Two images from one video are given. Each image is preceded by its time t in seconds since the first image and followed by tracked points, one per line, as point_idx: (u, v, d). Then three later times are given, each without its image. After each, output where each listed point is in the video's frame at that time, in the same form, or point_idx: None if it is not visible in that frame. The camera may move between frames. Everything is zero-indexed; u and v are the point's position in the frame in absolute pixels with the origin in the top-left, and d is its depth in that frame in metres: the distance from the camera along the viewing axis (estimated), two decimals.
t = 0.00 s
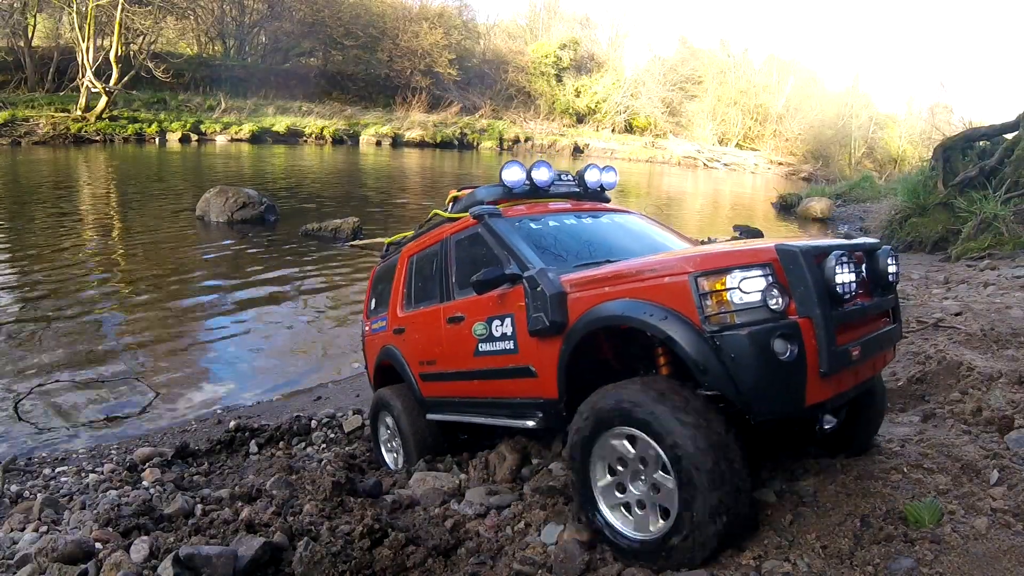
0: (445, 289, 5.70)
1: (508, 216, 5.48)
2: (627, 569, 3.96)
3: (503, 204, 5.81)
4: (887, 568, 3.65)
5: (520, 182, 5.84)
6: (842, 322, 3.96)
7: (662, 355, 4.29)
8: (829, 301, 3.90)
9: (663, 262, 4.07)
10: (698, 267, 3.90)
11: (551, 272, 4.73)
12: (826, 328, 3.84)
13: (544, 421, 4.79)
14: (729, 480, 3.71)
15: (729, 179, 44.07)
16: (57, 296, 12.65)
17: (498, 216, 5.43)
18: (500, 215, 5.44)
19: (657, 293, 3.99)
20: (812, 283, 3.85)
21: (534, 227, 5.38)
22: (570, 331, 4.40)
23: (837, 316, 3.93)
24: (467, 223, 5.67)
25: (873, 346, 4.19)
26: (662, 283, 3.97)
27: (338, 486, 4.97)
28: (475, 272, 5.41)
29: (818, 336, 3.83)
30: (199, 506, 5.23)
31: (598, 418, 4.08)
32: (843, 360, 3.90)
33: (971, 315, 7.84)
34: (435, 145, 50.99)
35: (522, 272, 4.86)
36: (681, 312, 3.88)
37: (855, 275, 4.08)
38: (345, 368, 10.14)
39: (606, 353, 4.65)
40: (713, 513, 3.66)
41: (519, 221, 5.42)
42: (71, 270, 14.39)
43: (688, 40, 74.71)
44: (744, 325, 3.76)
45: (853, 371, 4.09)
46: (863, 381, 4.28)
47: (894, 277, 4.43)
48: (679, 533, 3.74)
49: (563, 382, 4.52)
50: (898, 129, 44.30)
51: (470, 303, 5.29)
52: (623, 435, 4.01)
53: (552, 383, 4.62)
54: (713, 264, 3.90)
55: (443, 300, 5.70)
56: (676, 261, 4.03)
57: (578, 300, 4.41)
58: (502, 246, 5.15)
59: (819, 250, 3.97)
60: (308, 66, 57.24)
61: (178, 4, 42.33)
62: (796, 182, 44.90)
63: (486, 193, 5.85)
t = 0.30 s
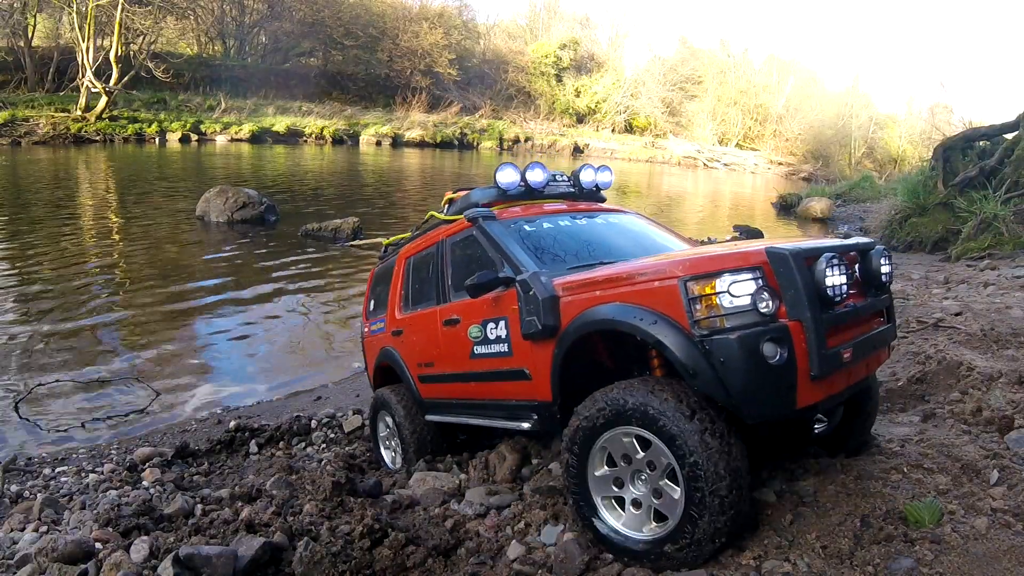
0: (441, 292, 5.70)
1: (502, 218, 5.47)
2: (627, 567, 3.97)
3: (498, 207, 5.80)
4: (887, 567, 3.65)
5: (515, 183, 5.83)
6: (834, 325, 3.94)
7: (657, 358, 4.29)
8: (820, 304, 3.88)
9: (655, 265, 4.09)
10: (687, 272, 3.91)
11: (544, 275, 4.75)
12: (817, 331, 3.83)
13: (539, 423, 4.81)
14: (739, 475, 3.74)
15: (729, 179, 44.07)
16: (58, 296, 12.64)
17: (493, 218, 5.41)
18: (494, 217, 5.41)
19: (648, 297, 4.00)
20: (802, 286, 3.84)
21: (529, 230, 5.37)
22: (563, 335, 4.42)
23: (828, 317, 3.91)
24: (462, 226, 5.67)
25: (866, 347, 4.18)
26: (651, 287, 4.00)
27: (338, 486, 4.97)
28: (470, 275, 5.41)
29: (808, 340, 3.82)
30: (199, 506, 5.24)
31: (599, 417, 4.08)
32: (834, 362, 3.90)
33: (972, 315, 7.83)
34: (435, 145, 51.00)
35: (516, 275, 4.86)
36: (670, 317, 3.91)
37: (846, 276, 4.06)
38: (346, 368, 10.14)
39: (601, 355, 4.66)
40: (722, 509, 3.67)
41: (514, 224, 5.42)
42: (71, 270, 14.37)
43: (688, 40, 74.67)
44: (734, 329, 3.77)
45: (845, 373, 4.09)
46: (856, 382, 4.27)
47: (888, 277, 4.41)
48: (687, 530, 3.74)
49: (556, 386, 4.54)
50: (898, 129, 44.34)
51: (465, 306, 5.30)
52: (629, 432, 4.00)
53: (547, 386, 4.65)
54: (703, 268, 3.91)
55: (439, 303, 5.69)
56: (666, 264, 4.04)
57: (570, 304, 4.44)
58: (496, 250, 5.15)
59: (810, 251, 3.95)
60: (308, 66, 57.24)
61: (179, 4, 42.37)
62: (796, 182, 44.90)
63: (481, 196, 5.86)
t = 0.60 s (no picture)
0: (441, 292, 5.70)
1: (502, 218, 5.47)
2: (628, 568, 3.96)
3: (497, 207, 5.80)
4: (886, 567, 3.65)
5: (514, 183, 5.83)
6: (834, 324, 3.94)
7: (656, 358, 4.28)
8: (820, 304, 3.88)
9: (654, 265, 4.09)
10: (687, 271, 3.91)
11: (544, 275, 4.76)
12: (818, 332, 3.83)
13: (539, 423, 4.81)
14: (739, 477, 3.73)
15: (729, 179, 44.07)
16: (58, 297, 12.65)
17: (493, 218, 5.41)
18: (495, 217, 5.41)
19: (648, 297, 4.01)
20: (803, 287, 3.83)
21: (529, 230, 5.37)
22: (563, 335, 4.42)
23: (829, 317, 3.91)
24: (462, 225, 5.67)
25: (867, 347, 4.20)
26: (651, 287, 4.00)
27: (338, 487, 4.97)
28: (470, 275, 5.42)
29: (807, 340, 3.82)
30: (199, 506, 5.23)
31: (600, 417, 4.08)
32: (835, 362, 3.90)
33: (971, 315, 7.84)
34: (435, 145, 51.00)
35: (516, 275, 4.86)
36: (669, 316, 3.91)
37: (846, 276, 4.06)
38: (345, 368, 10.14)
39: (601, 355, 4.66)
40: (722, 509, 3.67)
41: (515, 224, 5.43)
42: (70, 271, 14.36)
43: (688, 40, 74.61)
44: (733, 329, 3.77)
45: (845, 373, 4.09)
46: (855, 383, 4.29)
47: (887, 278, 4.42)
48: (687, 530, 3.75)
49: (556, 386, 4.54)
50: (898, 129, 44.40)
51: (464, 306, 5.30)
52: (629, 433, 4.00)
53: (546, 387, 4.65)
54: (704, 268, 3.91)
55: (439, 303, 5.69)
56: (666, 264, 4.04)
57: (570, 303, 4.44)
58: (496, 250, 5.15)
59: (810, 251, 3.95)
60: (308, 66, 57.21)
61: (178, 4, 42.33)
62: (796, 182, 44.91)
63: (481, 196, 5.86)
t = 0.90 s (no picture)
0: (441, 292, 5.70)
1: (502, 218, 5.46)
2: (628, 568, 3.97)
3: (496, 207, 5.80)
4: (887, 567, 3.65)
5: (515, 184, 5.82)
6: (835, 324, 3.94)
7: (656, 359, 4.28)
8: (820, 304, 3.88)
9: (654, 265, 4.09)
10: (687, 271, 3.91)
11: (544, 274, 4.77)
12: (821, 330, 3.84)
13: (539, 424, 4.81)
14: (740, 479, 3.73)
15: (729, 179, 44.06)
16: (59, 297, 12.65)
17: (493, 218, 5.41)
18: (495, 217, 5.41)
19: (648, 297, 4.01)
20: (804, 287, 3.83)
21: (529, 229, 5.37)
22: (563, 335, 4.42)
23: (828, 317, 3.91)
24: (462, 225, 5.67)
25: (868, 347, 4.20)
26: (652, 286, 4.00)
27: (338, 486, 4.97)
28: (469, 275, 5.42)
29: (807, 340, 3.82)
30: (199, 506, 5.23)
31: (600, 417, 4.08)
32: (836, 361, 3.90)
33: (971, 315, 7.83)
34: (435, 145, 50.98)
35: (516, 275, 4.86)
36: (669, 316, 3.91)
37: (846, 276, 4.06)
38: (345, 368, 10.14)
39: (601, 355, 4.66)
40: (722, 510, 3.67)
41: (517, 224, 5.42)
42: (71, 271, 14.38)
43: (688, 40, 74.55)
44: (734, 329, 3.77)
45: (844, 373, 4.09)
46: (858, 381, 4.29)
47: (887, 279, 4.43)
48: (687, 530, 3.75)
49: (556, 387, 4.53)
50: (898, 129, 44.44)
51: (464, 306, 5.30)
52: (629, 433, 4.00)
53: (546, 387, 4.65)
54: (705, 267, 3.92)
55: (439, 303, 5.69)
56: (666, 264, 4.04)
57: (570, 303, 4.43)
58: (496, 250, 5.15)
59: (810, 252, 3.95)
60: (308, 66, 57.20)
61: (178, 4, 42.32)
62: (796, 182, 44.91)
63: (481, 196, 5.86)
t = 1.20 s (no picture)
0: (441, 292, 5.69)
1: (501, 219, 5.46)
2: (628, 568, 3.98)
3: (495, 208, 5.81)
4: (886, 567, 3.65)
5: (513, 183, 5.83)
6: (832, 327, 3.94)
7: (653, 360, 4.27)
8: (817, 307, 3.88)
9: (653, 267, 4.09)
10: (686, 275, 3.91)
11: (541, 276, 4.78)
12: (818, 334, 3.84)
13: (537, 425, 4.82)
14: (733, 464, 3.73)
15: (729, 179, 44.06)
16: (60, 297, 12.66)
17: (492, 219, 5.41)
18: (493, 218, 5.41)
19: (646, 300, 4.00)
20: (801, 289, 3.83)
21: (526, 231, 5.37)
22: (561, 337, 4.42)
23: (826, 320, 3.91)
24: (461, 225, 5.67)
25: (867, 349, 4.21)
26: (650, 289, 4.00)
27: (339, 486, 4.97)
28: (469, 276, 5.42)
29: (805, 343, 3.81)
30: (199, 506, 5.23)
31: (590, 423, 4.11)
32: (834, 364, 3.90)
33: (971, 315, 7.83)
34: (435, 145, 51.00)
35: (515, 276, 4.87)
36: (667, 319, 3.91)
37: (844, 279, 4.05)
38: (346, 368, 10.15)
39: (600, 357, 4.64)
40: (720, 497, 3.66)
41: (515, 225, 5.41)
42: (72, 270, 14.37)
43: (688, 40, 74.57)
44: (730, 332, 3.78)
45: (843, 375, 4.08)
46: (856, 382, 4.29)
47: (886, 281, 4.43)
48: (687, 523, 3.73)
49: (554, 388, 4.54)
50: (898, 129, 44.51)
51: (464, 307, 5.29)
52: (621, 435, 4.02)
53: (544, 388, 4.65)
54: (703, 270, 3.91)
55: (439, 304, 5.69)
56: (665, 267, 4.04)
57: (569, 305, 4.43)
58: (495, 251, 5.15)
59: (808, 255, 3.94)
60: (308, 66, 57.22)
61: (179, 4, 42.31)
62: (796, 182, 44.92)
63: (480, 196, 5.87)
